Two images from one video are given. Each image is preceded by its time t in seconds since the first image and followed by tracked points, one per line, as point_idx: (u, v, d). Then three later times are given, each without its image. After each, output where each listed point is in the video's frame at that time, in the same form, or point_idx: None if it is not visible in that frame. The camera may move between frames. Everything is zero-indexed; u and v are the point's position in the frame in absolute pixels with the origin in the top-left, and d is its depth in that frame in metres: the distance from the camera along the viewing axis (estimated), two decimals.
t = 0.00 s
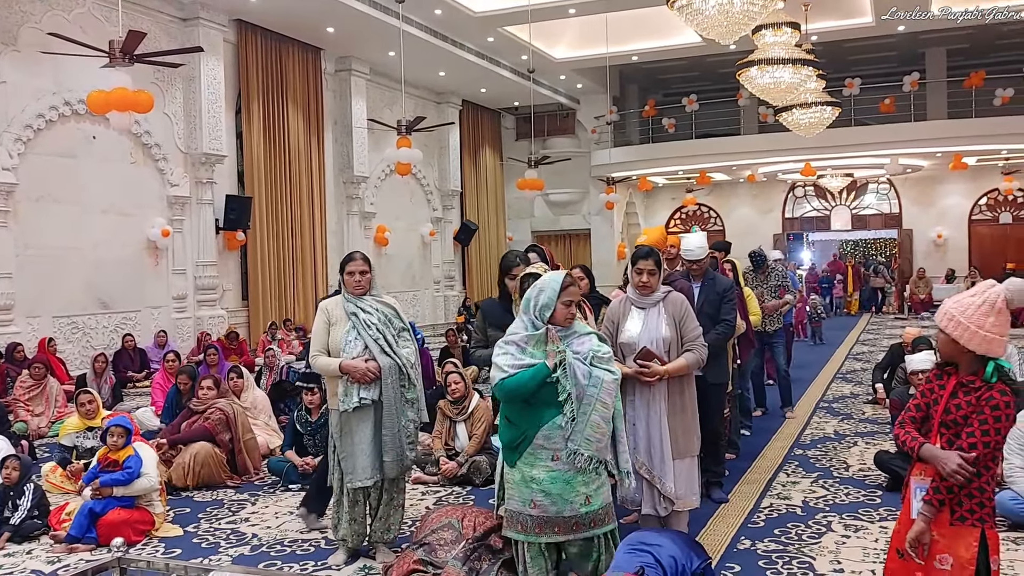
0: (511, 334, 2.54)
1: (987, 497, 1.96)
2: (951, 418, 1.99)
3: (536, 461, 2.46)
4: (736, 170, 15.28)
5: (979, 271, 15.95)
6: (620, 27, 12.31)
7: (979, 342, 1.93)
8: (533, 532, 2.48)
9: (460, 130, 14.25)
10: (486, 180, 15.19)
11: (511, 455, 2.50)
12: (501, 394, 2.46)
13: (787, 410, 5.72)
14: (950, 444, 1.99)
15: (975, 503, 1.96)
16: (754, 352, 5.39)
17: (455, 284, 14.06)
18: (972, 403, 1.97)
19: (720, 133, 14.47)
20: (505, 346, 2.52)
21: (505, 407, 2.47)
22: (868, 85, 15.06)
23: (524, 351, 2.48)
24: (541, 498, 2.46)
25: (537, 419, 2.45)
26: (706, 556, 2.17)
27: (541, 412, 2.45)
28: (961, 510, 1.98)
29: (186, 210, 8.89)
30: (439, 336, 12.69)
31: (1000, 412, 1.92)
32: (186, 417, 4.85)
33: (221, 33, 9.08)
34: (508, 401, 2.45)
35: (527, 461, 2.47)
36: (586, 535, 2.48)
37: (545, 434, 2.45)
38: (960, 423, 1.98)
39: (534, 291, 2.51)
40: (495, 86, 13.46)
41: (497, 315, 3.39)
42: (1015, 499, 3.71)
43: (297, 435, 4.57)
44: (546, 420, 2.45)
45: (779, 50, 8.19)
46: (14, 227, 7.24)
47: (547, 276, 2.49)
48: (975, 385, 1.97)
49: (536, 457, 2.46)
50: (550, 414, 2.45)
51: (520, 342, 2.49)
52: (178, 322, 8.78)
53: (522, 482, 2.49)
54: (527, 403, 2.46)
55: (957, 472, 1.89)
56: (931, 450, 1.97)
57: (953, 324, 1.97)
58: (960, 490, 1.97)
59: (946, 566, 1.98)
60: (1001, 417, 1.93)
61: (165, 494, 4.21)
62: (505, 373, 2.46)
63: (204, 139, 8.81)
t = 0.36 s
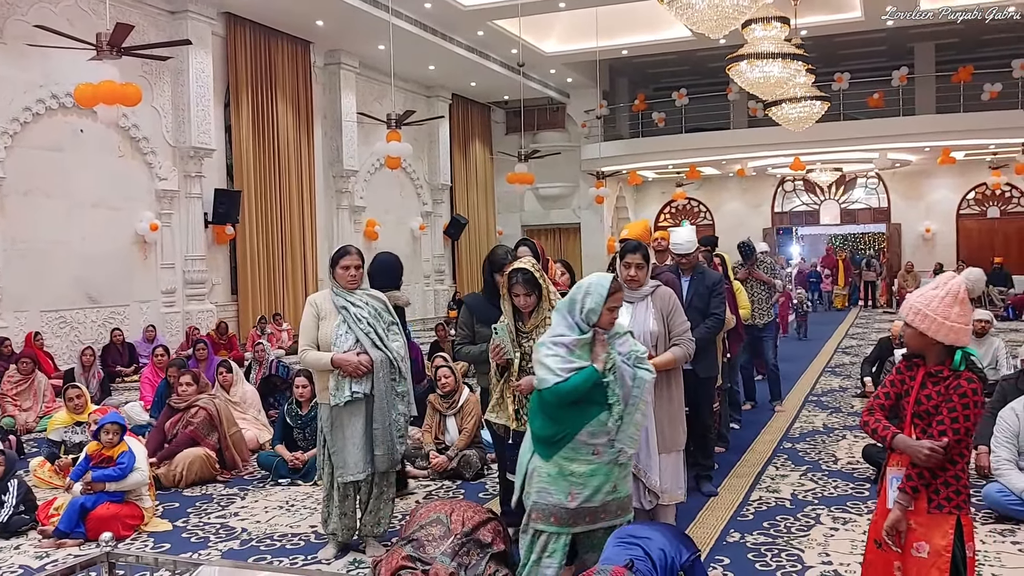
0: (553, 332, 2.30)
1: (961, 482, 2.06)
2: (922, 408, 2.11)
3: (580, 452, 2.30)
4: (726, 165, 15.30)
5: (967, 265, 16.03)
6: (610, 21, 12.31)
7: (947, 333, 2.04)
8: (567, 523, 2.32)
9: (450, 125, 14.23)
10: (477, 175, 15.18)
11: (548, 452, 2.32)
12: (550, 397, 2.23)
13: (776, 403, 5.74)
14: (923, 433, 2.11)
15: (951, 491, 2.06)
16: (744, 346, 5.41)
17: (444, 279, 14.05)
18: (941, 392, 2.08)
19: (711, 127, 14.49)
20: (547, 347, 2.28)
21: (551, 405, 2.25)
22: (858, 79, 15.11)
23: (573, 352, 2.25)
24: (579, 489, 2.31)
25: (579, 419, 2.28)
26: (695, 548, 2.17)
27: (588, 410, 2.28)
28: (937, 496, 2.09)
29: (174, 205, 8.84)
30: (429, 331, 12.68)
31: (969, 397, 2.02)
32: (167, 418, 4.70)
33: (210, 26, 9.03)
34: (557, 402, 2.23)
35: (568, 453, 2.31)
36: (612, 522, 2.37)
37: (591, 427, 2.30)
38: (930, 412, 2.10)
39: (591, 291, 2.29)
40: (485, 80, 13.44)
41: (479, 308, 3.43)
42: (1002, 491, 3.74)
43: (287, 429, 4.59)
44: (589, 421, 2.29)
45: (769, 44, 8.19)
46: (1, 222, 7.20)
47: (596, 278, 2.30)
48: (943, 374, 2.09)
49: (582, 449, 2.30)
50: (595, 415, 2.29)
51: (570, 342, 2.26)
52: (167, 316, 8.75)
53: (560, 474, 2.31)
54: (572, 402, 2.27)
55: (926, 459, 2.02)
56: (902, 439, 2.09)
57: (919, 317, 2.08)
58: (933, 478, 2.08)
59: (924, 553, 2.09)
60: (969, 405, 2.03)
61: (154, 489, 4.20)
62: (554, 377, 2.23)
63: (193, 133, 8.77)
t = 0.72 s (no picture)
0: (588, 326, 2.45)
1: (936, 471, 2.14)
2: (898, 399, 2.19)
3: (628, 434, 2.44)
4: (719, 158, 15.32)
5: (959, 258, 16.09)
6: (604, 14, 12.31)
7: (921, 324, 2.13)
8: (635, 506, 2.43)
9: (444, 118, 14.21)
10: (470, 168, 15.16)
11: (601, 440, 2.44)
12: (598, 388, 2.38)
13: (769, 396, 5.76)
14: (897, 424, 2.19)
15: (926, 479, 2.14)
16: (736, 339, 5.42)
17: (438, 273, 14.04)
18: (915, 382, 2.17)
19: (704, 121, 14.50)
20: (585, 341, 2.43)
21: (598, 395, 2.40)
22: (851, 73, 15.13)
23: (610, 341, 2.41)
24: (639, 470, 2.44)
25: (625, 403, 2.44)
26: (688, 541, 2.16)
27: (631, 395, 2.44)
28: (913, 486, 2.16)
29: (167, 198, 8.81)
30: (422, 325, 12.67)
31: (943, 385, 2.10)
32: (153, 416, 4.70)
33: (202, 19, 8.99)
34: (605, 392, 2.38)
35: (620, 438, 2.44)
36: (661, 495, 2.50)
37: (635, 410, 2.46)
38: (906, 402, 2.18)
39: (613, 280, 2.43)
40: (478, 73, 13.43)
41: (478, 301, 3.42)
42: (993, 483, 3.77)
43: (281, 423, 4.61)
44: (633, 405, 2.45)
45: (762, 37, 8.19)
46: None
47: (615, 267, 2.44)
48: (919, 364, 2.18)
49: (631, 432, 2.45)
50: (638, 396, 2.45)
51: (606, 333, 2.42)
52: (159, 310, 8.73)
53: (618, 459, 2.43)
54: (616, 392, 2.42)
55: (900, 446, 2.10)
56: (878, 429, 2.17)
57: (893, 309, 2.17)
58: (910, 467, 2.16)
59: (902, 542, 2.16)
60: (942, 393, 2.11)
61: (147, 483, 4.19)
62: (598, 368, 2.39)
63: (185, 126, 8.74)
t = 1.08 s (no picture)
0: (623, 320, 2.44)
1: (918, 460, 2.23)
2: (881, 388, 2.28)
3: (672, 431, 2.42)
4: (716, 150, 15.30)
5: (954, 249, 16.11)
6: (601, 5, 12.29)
7: (904, 314, 2.22)
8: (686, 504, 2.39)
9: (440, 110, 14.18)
10: (467, 160, 15.14)
11: (649, 436, 2.42)
12: (643, 380, 2.35)
13: (765, 387, 5.78)
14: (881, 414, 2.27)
15: (908, 468, 2.23)
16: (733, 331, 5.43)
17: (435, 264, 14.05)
18: (896, 372, 2.25)
19: (700, 112, 14.50)
20: (622, 335, 2.43)
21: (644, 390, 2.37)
22: (847, 64, 15.14)
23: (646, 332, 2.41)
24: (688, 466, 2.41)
25: (670, 397, 2.41)
26: (682, 530, 2.23)
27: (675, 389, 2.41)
28: (895, 475, 2.25)
29: (162, 189, 8.79)
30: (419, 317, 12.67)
31: (924, 374, 2.19)
32: (145, 408, 4.68)
33: (197, 9, 8.97)
34: (649, 383, 2.35)
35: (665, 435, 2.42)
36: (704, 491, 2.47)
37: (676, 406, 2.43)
38: (887, 392, 2.27)
39: (634, 272, 2.46)
40: (475, 65, 13.41)
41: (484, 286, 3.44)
42: (988, 473, 3.79)
43: (277, 414, 4.63)
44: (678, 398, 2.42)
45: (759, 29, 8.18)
46: None
47: (628, 258, 2.49)
48: (899, 354, 2.26)
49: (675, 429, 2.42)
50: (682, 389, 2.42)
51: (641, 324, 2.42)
52: (155, 302, 8.73)
53: (669, 456, 2.40)
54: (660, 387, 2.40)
55: (881, 435, 2.19)
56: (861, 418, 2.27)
57: (877, 301, 2.25)
58: (892, 455, 2.25)
59: (885, 530, 2.26)
60: (924, 384, 2.19)
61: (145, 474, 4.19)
62: (640, 360, 2.37)
63: (181, 117, 8.72)
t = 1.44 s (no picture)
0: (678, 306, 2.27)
1: (904, 450, 2.24)
2: (868, 378, 2.30)
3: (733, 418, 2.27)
4: (714, 140, 15.29)
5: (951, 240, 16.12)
6: None
7: (893, 305, 2.23)
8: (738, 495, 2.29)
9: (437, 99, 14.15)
10: (465, 151, 15.12)
11: (710, 425, 2.26)
12: (694, 372, 2.20)
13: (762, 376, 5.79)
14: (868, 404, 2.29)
15: (894, 457, 2.24)
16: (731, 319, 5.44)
17: (433, 253, 14.06)
18: (883, 362, 2.26)
19: (698, 102, 14.48)
20: (677, 322, 2.26)
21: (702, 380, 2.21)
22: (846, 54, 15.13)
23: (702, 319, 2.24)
24: (746, 458, 2.29)
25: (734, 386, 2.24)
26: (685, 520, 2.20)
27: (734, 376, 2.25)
28: (881, 464, 2.26)
29: (159, 177, 8.76)
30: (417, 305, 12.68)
31: (910, 363, 2.20)
32: (143, 397, 4.69)
33: None
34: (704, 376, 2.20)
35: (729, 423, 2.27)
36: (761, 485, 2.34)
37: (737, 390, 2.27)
38: (875, 381, 2.28)
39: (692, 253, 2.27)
40: (473, 53, 13.38)
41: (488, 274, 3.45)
42: (984, 462, 3.80)
43: (275, 402, 4.63)
44: (739, 384, 2.28)
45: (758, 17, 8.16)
46: None
47: (683, 242, 2.29)
48: (886, 343, 2.28)
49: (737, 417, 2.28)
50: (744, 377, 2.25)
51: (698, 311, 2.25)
52: (153, 291, 8.73)
53: (726, 447, 2.27)
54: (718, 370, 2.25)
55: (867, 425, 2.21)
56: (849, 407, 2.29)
57: (867, 291, 2.26)
58: (879, 445, 2.27)
59: (871, 519, 2.28)
60: (912, 374, 2.20)
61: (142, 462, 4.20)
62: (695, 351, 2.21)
63: (177, 106, 8.69)
